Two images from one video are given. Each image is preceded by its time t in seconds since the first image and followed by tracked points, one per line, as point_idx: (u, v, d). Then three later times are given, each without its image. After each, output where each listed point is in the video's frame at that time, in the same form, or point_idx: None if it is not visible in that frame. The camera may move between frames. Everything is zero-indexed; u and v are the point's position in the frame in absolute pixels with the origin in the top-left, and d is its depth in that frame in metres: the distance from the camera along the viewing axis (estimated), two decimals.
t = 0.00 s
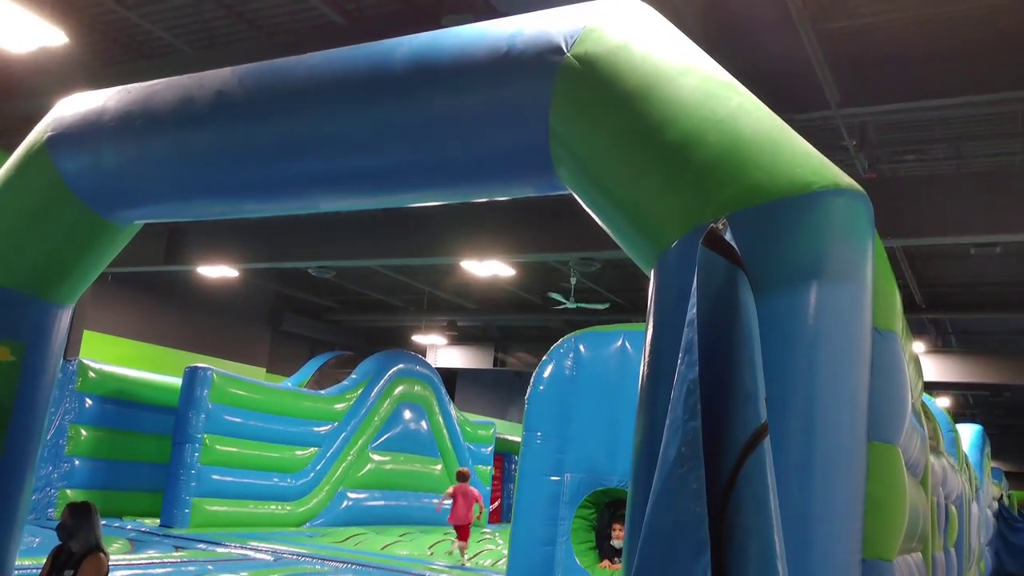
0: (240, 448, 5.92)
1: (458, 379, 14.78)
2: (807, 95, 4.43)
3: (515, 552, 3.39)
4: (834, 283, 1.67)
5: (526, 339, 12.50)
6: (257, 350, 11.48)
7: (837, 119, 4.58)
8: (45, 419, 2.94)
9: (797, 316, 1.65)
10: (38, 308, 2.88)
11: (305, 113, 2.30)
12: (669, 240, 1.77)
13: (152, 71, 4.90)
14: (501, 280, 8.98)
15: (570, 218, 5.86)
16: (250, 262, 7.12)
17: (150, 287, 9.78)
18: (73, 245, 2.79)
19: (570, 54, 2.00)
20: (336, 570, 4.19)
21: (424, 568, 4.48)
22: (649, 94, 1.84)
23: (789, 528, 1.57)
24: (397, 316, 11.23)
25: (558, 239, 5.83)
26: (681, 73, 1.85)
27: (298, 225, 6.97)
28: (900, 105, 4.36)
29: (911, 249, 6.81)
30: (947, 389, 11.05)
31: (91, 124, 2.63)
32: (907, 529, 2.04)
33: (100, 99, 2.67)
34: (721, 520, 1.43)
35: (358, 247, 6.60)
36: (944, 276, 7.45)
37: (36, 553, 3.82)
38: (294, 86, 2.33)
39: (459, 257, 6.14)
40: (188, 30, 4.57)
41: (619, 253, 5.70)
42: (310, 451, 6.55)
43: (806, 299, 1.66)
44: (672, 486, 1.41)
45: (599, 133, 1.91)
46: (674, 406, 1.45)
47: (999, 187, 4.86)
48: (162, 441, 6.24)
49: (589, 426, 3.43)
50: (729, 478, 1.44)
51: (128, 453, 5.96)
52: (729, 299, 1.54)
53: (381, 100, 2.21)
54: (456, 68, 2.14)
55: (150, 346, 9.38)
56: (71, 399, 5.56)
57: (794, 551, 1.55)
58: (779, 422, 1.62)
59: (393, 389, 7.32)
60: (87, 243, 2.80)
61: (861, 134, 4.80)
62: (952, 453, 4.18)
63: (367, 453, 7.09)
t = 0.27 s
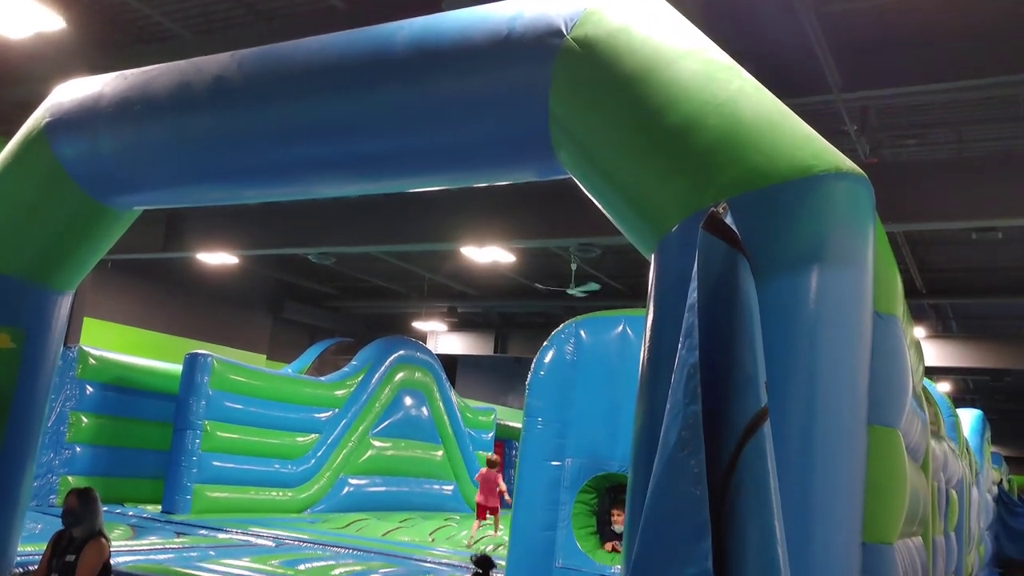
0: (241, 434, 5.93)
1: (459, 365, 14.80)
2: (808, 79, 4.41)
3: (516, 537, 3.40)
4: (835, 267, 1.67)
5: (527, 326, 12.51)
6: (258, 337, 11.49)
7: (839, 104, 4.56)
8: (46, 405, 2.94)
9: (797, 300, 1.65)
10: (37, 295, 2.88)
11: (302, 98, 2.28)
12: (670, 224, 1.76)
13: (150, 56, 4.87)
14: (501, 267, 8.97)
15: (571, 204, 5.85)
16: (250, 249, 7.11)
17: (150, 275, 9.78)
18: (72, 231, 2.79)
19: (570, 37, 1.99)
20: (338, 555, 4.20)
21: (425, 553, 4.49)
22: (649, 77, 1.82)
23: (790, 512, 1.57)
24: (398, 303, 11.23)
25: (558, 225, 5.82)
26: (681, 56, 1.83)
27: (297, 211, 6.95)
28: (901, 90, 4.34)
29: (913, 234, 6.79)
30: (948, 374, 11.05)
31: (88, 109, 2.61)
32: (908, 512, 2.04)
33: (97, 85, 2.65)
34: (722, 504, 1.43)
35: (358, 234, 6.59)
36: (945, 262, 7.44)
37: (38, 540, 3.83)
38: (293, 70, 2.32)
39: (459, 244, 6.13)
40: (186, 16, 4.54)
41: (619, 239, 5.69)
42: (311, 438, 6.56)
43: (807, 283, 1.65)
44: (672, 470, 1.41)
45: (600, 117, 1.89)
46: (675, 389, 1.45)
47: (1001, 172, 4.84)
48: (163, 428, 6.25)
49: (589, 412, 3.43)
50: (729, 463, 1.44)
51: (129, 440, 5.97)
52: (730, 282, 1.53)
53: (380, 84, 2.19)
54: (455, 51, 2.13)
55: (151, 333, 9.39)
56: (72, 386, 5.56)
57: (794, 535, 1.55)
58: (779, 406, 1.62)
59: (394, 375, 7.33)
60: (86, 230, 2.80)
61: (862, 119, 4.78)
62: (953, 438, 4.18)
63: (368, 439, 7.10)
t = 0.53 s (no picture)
0: (241, 417, 5.95)
1: (459, 348, 14.83)
2: (809, 58, 4.38)
3: (517, 518, 3.41)
4: (837, 246, 1.66)
5: (526, 308, 12.51)
6: (258, 320, 11.50)
7: (840, 83, 4.53)
8: (46, 389, 2.95)
9: (797, 280, 1.64)
10: (36, 278, 2.87)
11: (299, 79, 2.27)
12: (670, 205, 1.75)
13: (146, 38, 4.83)
14: (500, 249, 8.97)
15: (570, 186, 5.83)
16: (249, 232, 7.10)
17: (149, 258, 9.77)
18: (70, 214, 2.78)
19: (569, 16, 1.97)
20: (339, 536, 4.22)
21: (426, 535, 4.51)
22: (648, 56, 1.81)
23: (790, 492, 1.57)
24: (398, 286, 11.24)
25: (557, 207, 5.81)
26: (680, 35, 1.82)
27: (296, 194, 6.94)
28: (903, 68, 4.31)
29: (913, 215, 6.77)
30: (947, 355, 11.07)
31: (85, 91, 2.59)
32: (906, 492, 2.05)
33: (93, 67, 2.63)
34: (722, 483, 1.43)
35: (356, 217, 6.58)
36: (945, 243, 7.43)
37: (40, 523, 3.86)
38: (289, 52, 2.30)
39: (458, 226, 6.12)
40: None
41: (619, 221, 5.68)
42: (311, 420, 6.58)
43: (808, 263, 1.65)
44: (672, 451, 1.41)
45: (600, 97, 1.88)
46: (675, 370, 1.45)
47: (1001, 152, 4.83)
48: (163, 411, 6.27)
49: (589, 393, 3.43)
50: (729, 443, 1.44)
51: (130, 423, 5.99)
52: (731, 263, 1.52)
53: (377, 65, 2.18)
54: (451, 32, 2.11)
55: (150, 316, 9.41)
56: (72, 370, 5.55)
57: (794, 514, 1.56)
58: (779, 385, 1.62)
59: (393, 358, 7.34)
60: (84, 213, 2.79)
61: (862, 99, 4.76)
62: (952, 419, 4.18)
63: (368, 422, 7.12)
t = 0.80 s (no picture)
0: (240, 400, 5.95)
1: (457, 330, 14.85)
2: (807, 38, 4.36)
3: (515, 499, 3.43)
4: (834, 227, 1.66)
5: (524, 291, 12.52)
6: (255, 303, 11.49)
7: (839, 63, 4.51)
8: (44, 373, 2.95)
9: (795, 260, 1.64)
10: (32, 261, 2.87)
11: (295, 61, 2.25)
12: (667, 185, 1.74)
13: (140, 20, 4.79)
14: (498, 231, 8.95)
15: (568, 168, 5.81)
16: (245, 215, 7.08)
17: (145, 242, 9.75)
18: (66, 197, 2.77)
19: None
20: (339, 518, 4.24)
21: (425, 516, 4.53)
22: (645, 36, 1.80)
23: (787, 472, 1.57)
24: (395, 268, 11.23)
25: (554, 189, 5.79)
26: (678, 15, 1.81)
27: (292, 176, 6.91)
28: (903, 47, 4.29)
29: (911, 196, 6.77)
30: (943, 335, 11.11)
31: (79, 73, 2.57)
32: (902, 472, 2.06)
33: (87, 48, 2.61)
34: (720, 463, 1.43)
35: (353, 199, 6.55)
36: (942, 223, 7.43)
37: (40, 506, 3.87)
38: (285, 32, 2.28)
39: (456, 208, 6.10)
40: None
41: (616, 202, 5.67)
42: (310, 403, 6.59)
43: (805, 243, 1.64)
44: (670, 431, 1.41)
45: (597, 77, 1.87)
46: (673, 351, 1.45)
47: (1000, 132, 4.82)
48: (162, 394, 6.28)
49: (587, 374, 3.44)
50: (727, 423, 1.44)
51: (128, 407, 6.00)
52: (728, 243, 1.52)
53: (374, 46, 2.16)
54: (448, 12, 2.09)
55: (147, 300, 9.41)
56: (70, 353, 5.57)
57: (792, 493, 1.56)
58: (777, 365, 1.62)
59: (391, 340, 7.35)
60: (79, 195, 2.78)
61: (861, 79, 4.74)
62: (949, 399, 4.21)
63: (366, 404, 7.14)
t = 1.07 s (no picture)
0: (241, 380, 5.96)
1: (457, 311, 14.87)
2: (808, 14, 4.32)
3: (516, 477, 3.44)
4: (836, 202, 1.65)
5: (524, 271, 12.51)
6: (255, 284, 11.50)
7: (841, 39, 4.47)
8: (45, 354, 2.95)
9: (796, 236, 1.63)
10: (31, 241, 2.86)
11: (293, 38, 2.23)
12: (669, 162, 1.73)
13: None
14: (498, 211, 8.94)
15: (568, 147, 5.79)
16: (244, 196, 7.06)
17: (145, 223, 9.74)
18: (64, 177, 2.75)
19: None
20: (340, 497, 4.27)
21: (426, 495, 4.56)
22: (645, 11, 1.78)
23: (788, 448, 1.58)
24: (395, 249, 11.22)
25: (554, 168, 5.77)
26: None
27: (291, 157, 6.88)
28: (905, 23, 4.26)
29: (912, 174, 6.75)
30: (944, 314, 11.12)
31: (75, 51, 2.55)
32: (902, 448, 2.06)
33: (83, 26, 2.58)
34: (720, 439, 1.43)
35: (352, 179, 6.53)
36: (943, 202, 7.42)
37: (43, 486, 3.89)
38: (282, 9, 2.25)
39: (455, 187, 6.08)
40: None
41: (616, 181, 5.65)
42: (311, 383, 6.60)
43: (806, 219, 1.63)
44: (670, 406, 1.41)
45: (597, 51, 1.85)
46: (673, 327, 1.45)
47: (1001, 109, 4.80)
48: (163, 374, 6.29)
49: (587, 353, 3.44)
50: (727, 399, 1.44)
51: (130, 388, 6.01)
52: (729, 219, 1.51)
53: (372, 23, 2.14)
54: None
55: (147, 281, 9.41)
56: (70, 335, 5.54)
57: (793, 469, 1.57)
58: (778, 341, 1.62)
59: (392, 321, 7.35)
60: (77, 176, 2.77)
61: (862, 56, 4.71)
62: (948, 376, 4.22)
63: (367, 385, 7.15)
